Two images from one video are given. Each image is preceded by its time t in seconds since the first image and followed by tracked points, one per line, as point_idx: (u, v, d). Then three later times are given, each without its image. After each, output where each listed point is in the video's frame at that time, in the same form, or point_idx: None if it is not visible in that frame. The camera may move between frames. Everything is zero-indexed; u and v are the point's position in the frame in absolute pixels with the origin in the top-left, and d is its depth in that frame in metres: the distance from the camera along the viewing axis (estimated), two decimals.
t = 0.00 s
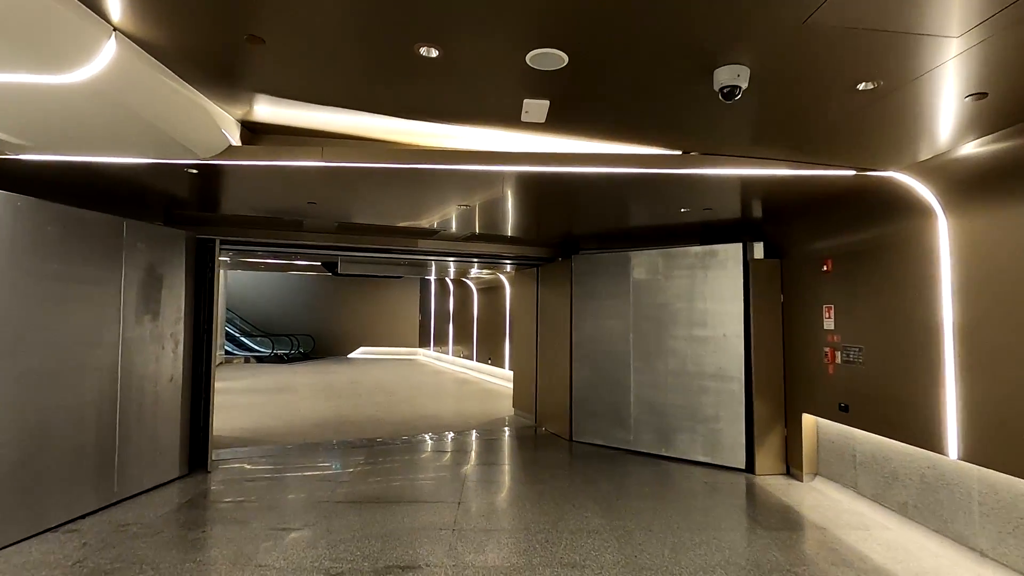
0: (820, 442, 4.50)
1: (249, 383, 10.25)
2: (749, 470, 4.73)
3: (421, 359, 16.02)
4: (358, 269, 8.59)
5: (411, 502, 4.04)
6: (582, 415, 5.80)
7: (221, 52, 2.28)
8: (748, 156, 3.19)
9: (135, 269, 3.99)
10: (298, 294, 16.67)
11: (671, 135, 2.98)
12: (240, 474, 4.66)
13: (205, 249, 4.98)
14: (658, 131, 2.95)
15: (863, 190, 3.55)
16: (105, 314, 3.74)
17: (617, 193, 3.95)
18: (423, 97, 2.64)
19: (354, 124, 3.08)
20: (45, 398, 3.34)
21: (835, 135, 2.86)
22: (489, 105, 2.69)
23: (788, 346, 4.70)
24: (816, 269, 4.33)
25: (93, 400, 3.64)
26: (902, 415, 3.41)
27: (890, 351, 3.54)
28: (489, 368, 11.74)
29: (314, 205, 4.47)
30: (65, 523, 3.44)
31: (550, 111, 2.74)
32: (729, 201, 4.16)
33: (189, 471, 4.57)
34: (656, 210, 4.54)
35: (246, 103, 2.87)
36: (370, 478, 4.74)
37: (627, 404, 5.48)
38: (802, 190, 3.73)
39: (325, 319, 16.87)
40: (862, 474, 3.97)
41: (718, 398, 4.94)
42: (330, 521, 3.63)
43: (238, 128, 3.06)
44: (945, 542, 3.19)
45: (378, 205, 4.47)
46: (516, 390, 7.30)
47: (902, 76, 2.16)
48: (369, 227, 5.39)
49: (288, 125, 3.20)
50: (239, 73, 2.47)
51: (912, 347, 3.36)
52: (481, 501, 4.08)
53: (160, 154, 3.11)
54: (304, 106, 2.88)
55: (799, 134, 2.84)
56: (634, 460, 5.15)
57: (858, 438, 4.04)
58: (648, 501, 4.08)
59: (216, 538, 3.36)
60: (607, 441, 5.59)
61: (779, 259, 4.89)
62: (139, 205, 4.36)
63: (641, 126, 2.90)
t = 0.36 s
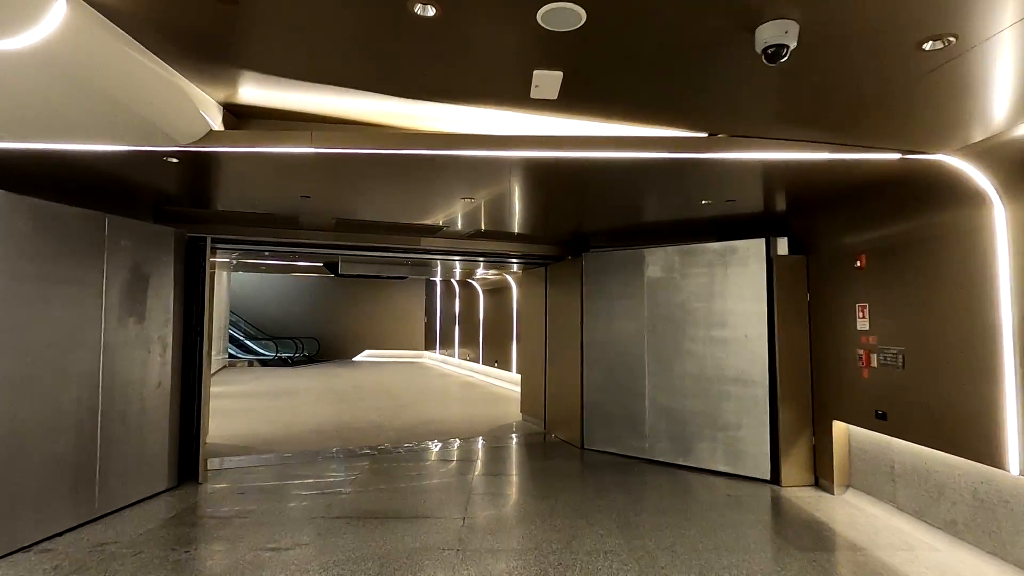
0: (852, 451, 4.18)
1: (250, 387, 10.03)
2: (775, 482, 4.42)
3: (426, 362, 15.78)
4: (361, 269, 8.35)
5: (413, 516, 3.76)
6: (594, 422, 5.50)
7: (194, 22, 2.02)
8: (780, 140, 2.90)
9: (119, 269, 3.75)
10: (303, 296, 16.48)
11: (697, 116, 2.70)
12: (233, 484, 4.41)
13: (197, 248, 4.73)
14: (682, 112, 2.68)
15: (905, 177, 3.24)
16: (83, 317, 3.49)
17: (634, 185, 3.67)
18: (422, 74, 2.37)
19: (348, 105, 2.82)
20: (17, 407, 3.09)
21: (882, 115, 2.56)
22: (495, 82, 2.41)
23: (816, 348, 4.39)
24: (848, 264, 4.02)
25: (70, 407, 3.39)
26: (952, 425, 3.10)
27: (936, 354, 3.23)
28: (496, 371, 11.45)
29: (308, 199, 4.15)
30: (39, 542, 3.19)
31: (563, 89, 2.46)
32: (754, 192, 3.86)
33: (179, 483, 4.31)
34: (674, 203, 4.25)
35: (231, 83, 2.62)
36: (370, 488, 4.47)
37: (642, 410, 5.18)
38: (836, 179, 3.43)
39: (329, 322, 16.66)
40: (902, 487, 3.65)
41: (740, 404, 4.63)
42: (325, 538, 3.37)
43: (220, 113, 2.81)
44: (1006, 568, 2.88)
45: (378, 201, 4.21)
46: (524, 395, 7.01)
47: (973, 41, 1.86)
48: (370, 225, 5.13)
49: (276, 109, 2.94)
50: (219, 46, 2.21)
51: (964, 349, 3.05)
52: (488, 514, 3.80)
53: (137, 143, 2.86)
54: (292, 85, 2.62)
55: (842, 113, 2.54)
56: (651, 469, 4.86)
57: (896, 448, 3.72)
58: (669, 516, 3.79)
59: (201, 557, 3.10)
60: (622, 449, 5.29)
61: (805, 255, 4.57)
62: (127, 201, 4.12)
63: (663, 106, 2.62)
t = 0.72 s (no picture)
0: (894, 459, 3.87)
1: (257, 388, 9.85)
2: (809, 492, 4.12)
3: (437, 362, 15.55)
4: (369, 267, 8.12)
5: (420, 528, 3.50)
6: (612, 426, 5.22)
7: None
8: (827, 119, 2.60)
9: (109, 264, 3.53)
10: (312, 295, 16.33)
11: (734, 88, 2.41)
12: (232, 491, 4.18)
13: (195, 244, 4.51)
14: (717, 85, 2.40)
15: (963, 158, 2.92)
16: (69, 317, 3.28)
17: (659, 170, 3.39)
18: (425, 40, 2.10)
19: (347, 80, 2.56)
20: None
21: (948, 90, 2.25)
22: (507, 49, 2.13)
23: (855, 348, 4.07)
24: (891, 257, 3.70)
25: (53, 412, 3.16)
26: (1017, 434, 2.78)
27: (997, 354, 2.91)
28: (507, 372, 11.18)
29: (309, 190, 3.92)
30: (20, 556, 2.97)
31: (585, 59, 2.19)
32: (789, 180, 3.56)
33: (176, 490, 4.10)
34: (699, 193, 3.96)
35: (218, 57, 2.38)
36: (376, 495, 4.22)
37: (663, 414, 4.89)
38: (882, 164, 3.12)
39: (338, 322, 16.50)
40: (956, 501, 3.33)
41: (770, 407, 4.32)
42: (325, 553, 3.12)
43: (208, 91, 2.57)
44: None
45: (383, 192, 3.96)
46: (537, 397, 6.74)
47: None
48: (376, 219, 4.88)
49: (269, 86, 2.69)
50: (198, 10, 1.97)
51: None
52: (500, 526, 3.53)
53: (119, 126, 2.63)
54: (285, 58, 2.37)
55: (902, 85, 2.25)
56: (673, 477, 4.57)
57: (946, 457, 3.41)
58: (696, 530, 3.50)
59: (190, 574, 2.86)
60: (641, 455, 5.00)
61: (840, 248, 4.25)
62: (119, 193, 3.91)
63: (697, 78, 2.34)
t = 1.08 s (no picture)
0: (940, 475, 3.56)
1: (262, 390, 9.65)
2: (846, 509, 3.82)
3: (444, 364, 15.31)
4: (375, 266, 7.86)
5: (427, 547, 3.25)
6: (630, 434, 4.94)
7: None
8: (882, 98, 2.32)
9: (95, 263, 3.30)
10: (319, 295, 16.15)
11: (781, 63, 2.14)
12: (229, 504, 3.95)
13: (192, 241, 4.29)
14: (762, 60, 2.12)
15: None
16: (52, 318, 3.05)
17: (687, 160, 3.12)
18: (434, 6, 1.84)
19: (347, 58, 2.31)
20: None
21: None
22: (527, 17, 1.87)
23: (896, 354, 3.76)
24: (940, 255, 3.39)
25: (34, 421, 2.94)
26: None
27: None
28: (517, 375, 10.91)
29: (310, 184, 3.68)
30: None
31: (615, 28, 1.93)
32: (828, 171, 3.27)
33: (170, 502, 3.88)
34: (727, 186, 3.68)
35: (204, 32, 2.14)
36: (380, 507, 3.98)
37: (685, 422, 4.60)
38: (936, 151, 2.83)
39: (345, 322, 16.31)
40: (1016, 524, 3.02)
41: (803, 418, 4.03)
42: None
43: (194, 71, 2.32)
44: None
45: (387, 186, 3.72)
46: (549, 402, 6.47)
47: None
48: (381, 216, 4.64)
49: (261, 66, 2.45)
50: None
51: None
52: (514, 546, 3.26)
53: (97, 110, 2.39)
54: (277, 32, 2.12)
55: (977, 57, 1.96)
56: (697, 491, 4.28)
57: (1005, 475, 3.10)
58: (727, 552, 3.21)
59: None
60: (662, 466, 4.72)
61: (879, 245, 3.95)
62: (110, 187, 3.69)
63: (740, 50, 2.06)
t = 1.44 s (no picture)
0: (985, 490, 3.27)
1: (263, 394, 9.45)
2: (881, 527, 3.54)
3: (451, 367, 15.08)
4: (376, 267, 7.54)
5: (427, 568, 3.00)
6: (643, 443, 4.67)
7: None
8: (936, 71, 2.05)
9: (73, 261, 3.09)
10: (324, 297, 15.97)
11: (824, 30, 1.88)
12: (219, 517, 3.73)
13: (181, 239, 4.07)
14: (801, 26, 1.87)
15: None
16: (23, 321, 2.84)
17: (710, 147, 2.86)
18: None
19: (335, 29, 2.08)
20: None
21: None
22: None
23: (934, 359, 3.48)
24: (985, 251, 3.11)
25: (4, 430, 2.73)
26: None
27: None
28: (524, 378, 10.65)
29: (303, 178, 3.46)
30: None
31: None
32: (862, 160, 3.00)
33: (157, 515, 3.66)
34: (750, 178, 3.42)
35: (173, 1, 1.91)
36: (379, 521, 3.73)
37: (703, 431, 4.33)
38: (988, 134, 2.56)
39: (350, 324, 16.11)
40: None
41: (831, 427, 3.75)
42: None
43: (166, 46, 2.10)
44: None
45: (385, 179, 3.49)
46: (558, 408, 6.21)
47: None
48: (381, 212, 4.41)
49: (241, 41, 2.22)
50: None
51: None
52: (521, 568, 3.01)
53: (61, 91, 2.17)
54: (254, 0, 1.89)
55: None
56: (717, 505, 4.01)
57: None
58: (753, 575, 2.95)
59: None
60: (678, 477, 4.45)
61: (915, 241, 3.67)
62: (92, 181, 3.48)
63: (779, 15, 1.81)
